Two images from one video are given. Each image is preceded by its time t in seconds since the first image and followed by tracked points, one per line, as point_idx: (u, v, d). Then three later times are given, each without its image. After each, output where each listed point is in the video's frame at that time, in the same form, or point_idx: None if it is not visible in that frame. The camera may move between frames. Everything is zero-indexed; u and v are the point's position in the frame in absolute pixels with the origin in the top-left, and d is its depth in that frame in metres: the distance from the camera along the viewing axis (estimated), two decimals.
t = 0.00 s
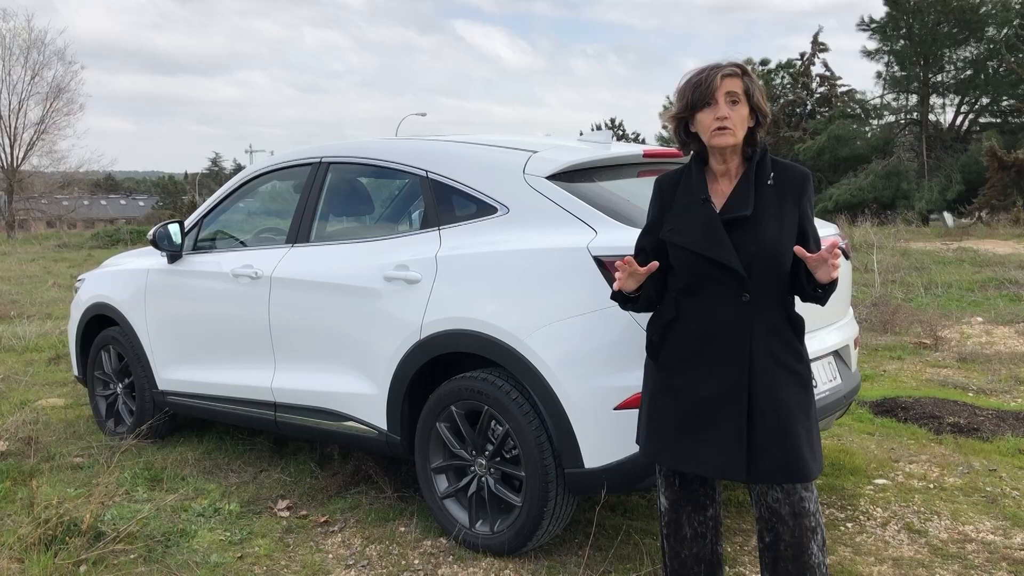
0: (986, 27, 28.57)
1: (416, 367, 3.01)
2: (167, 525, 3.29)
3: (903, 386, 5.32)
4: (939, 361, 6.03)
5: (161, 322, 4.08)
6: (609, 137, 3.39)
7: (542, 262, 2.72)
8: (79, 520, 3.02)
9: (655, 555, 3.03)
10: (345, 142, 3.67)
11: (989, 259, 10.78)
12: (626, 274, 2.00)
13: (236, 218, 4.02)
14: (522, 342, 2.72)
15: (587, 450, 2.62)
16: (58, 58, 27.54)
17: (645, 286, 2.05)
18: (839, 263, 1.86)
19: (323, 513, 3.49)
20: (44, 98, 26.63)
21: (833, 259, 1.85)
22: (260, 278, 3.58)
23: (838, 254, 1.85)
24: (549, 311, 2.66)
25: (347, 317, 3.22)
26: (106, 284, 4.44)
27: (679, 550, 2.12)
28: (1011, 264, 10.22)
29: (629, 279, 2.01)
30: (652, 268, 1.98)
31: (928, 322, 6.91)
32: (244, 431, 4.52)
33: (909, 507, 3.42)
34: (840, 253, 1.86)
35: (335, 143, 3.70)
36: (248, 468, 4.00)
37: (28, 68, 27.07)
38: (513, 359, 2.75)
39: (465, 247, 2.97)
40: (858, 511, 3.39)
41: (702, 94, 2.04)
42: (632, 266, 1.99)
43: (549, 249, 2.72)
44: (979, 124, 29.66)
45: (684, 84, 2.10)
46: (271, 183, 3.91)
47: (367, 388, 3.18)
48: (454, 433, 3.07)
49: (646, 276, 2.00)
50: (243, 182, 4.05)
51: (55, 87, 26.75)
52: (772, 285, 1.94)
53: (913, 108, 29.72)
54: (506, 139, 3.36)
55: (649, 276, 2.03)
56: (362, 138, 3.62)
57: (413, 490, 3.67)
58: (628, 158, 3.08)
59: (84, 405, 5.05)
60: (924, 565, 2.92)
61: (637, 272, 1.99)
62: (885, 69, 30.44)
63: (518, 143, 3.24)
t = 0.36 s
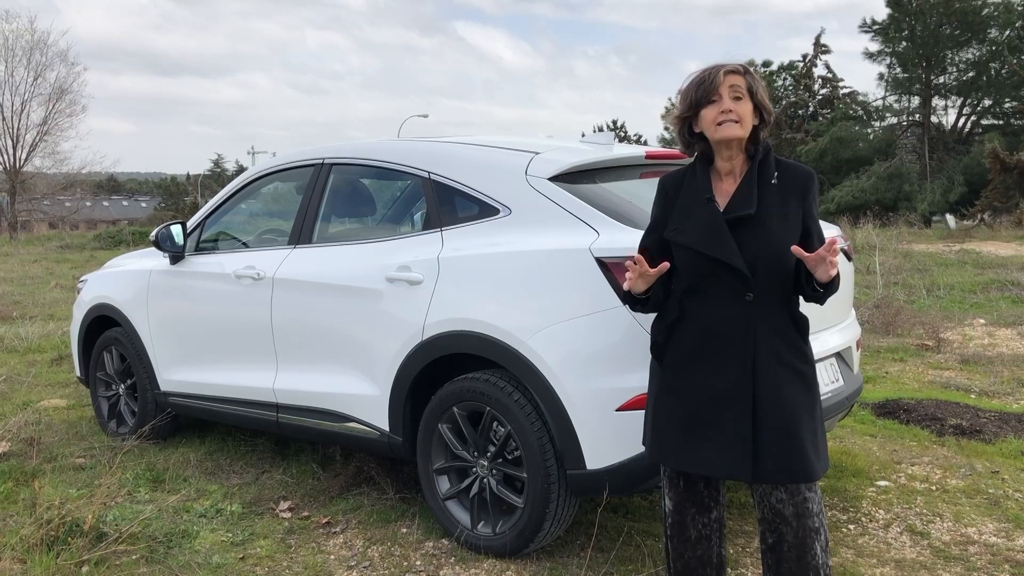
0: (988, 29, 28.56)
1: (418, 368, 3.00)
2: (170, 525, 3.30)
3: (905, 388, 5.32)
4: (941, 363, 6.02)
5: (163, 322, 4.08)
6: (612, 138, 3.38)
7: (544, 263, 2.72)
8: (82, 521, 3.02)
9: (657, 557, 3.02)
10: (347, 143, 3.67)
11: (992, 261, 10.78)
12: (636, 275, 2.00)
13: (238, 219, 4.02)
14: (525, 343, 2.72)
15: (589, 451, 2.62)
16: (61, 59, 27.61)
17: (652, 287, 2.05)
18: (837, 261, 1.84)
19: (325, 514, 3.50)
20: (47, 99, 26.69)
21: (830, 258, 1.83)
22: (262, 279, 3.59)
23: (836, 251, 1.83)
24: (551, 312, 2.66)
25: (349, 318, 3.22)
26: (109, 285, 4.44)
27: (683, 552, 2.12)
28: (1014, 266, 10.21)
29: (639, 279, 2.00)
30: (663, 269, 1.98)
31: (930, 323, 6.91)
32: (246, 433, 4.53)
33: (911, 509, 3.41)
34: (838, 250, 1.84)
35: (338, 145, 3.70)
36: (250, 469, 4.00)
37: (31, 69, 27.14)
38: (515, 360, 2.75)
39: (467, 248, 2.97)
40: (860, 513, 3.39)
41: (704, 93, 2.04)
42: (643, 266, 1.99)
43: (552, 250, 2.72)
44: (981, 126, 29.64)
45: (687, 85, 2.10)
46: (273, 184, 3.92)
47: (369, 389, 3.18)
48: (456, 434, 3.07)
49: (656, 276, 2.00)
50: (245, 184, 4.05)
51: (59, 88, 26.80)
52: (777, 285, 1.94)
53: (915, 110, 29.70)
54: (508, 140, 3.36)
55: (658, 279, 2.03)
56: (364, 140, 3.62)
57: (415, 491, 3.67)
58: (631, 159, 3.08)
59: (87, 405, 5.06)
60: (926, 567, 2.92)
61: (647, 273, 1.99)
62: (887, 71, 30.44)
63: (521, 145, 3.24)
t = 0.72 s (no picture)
0: (989, 29, 28.57)
1: (419, 369, 3.00)
2: (171, 526, 3.30)
3: (906, 389, 5.32)
4: (942, 364, 6.02)
5: (164, 323, 4.08)
6: (613, 138, 3.39)
7: (545, 263, 2.72)
8: (83, 522, 3.02)
9: (658, 557, 3.02)
10: (348, 144, 3.67)
11: (992, 262, 10.78)
12: (638, 255, 2.02)
13: (238, 220, 4.02)
14: (525, 344, 2.72)
15: (591, 452, 2.62)
16: (62, 60, 27.64)
17: (655, 275, 2.06)
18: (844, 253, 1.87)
19: (326, 514, 3.50)
20: (48, 100, 26.71)
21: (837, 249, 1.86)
22: (263, 280, 3.59)
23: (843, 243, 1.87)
24: (552, 313, 2.66)
25: (350, 319, 3.23)
26: (109, 285, 4.45)
27: (684, 553, 2.12)
28: (1015, 267, 10.21)
29: (641, 260, 2.02)
30: (665, 251, 2.00)
31: (931, 324, 6.91)
32: (247, 433, 4.53)
33: (912, 509, 3.41)
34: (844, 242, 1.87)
35: (338, 145, 3.70)
36: (251, 470, 4.00)
37: (32, 70, 27.14)
38: (516, 361, 2.75)
39: (468, 248, 2.97)
40: (861, 514, 3.39)
41: (698, 103, 2.06)
42: (647, 248, 2.01)
43: (552, 250, 2.72)
44: (982, 126, 29.64)
45: (680, 97, 2.12)
46: (273, 185, 3.92)
47: (370, 389, 3.18)
48: (457, 435, 3.06)
49: (658, 261, 2.01)
50: (246, 185, 4.05)
51: (60, 89, 26.82)
52: (782, 286, 1.94)
53: (916, 110, 29.69)
54: (509, 141, 3.36)
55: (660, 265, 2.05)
56: (365, 140, 3.62)
57: (416, 492, 3.67)
58: (631, 159, 3.08)
59: (88, 406, 5.07)
60: (928, 567, 2.92)
61: (649, 253, 2.01)
62: (887, 71, 30.44)
63: (521, 145, 3.24)
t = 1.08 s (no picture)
0: (989, 29, 28.59)
1: (419, 368, 3.00)
2: (171, 526, 3.29)
3: (906, 388, 5.32)
4: (942, 363, 6.02)
5: (163, 323, 4.08)
6: (613, 138, 3.39)
7: (545, 263, 2.72)
8: (83, 522, 3.02)
9: (658, 557, 3.02)
10: (347, 144, 3.67)
11: (992, 261, 10.79)
12: (651, 249, 2.03)
13: (238, 220, 4.02)
14: (525, 343, 2.72)
15: (591, 452, 2.61)
16: (62, 60, 27.64)
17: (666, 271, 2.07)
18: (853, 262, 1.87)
19: (326, 514, 3.49)
20: (48, 100, 26.70)
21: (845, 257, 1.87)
22: (263, 280, 3.58)
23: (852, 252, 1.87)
24: (552, 313, 2.66)
25: (350, 319, 3.22)
26: (109, 286, 4.45)
27: (688, 552, 2.12)
28: (1015, 266, 10.21)
29: (654, 253, 2.04)
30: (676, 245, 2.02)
31: (931, 323, 6.92)
32: (247, 433, 4.53)
33: (913, 509, 3.41)
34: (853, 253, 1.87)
35: (338, 145, 3.70)
36: (251, 470, 4.00)
37: (32, 70, 27.13)
38: (516, 360, 2.75)
39: (468, 248, 2.97)
40: (861, 513, 3.39)
41: (711, 100, 2.07)
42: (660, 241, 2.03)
43: (552, 250, 2.72)
44: (982, 126, 29.64)
45: (694, 94, 2.13)
46: (273, 185, 3.92)
47: (370, 389, 3.18)
48: (457, 435, 3.06)
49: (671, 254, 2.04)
50: (246, 185, 4.05)
51: (60, 89, 26.81)
52: (793, 287, 1.94)
53: (916, 110, 29.69)
54: (508, 140, 3.36)
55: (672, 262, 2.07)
56: (364, 140, 3.62)
57: (416, 491, 3.67)
58: (631, 159, 3.08)
59: (88, 406, 5.06)
60: (928, 567, 2.92)
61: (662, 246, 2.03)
62: (887, 71, 30.45)
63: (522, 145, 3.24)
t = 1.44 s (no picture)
0: (990, 29, 28.58)
1: (419, 368, 3.00)
2: (171, 526, 3.29)
3: (906, 388, 5.31)
4: (943, 362, 6.02)
5: (164, 322, 4.08)
6: (613, 138, 3.38)
7: (546, 262, 2.72)
8: (83, 521, 3.02)
9: (659, 557, 3.02)
10: (348, 143, 3.67)
11: (993, 261, 10.79)
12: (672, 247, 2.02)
13: (238, 220, 4.02)
14: (526, 343, 2.71)
15: (592, 451, 2.61)
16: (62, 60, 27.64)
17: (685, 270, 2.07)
18: (876, 270, 1.84)
19: (326, 514, 3.49)
20: (48, 100, 26.69)
21: (867, 266, 1.84)
22: (264, 279, 3.58)
23: (875, 261, 1.84)
24: (553, 312, 2.66)
25: (350, 318, 3.22)
26: (109, 285, 4.45)
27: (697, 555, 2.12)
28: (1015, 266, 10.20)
29: (675, 251, 2.03)
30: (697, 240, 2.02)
31: (932, 323, 6.92)
32: (247, 433, 4.53)
33: (913, 508, 3.41)
34: (876, 261, 1.84)
35: (338, 144, 3.69)
36: (251, 469, 4.00)
37: (33, 69, 27.12)
38: (517, 360, 2.75)
39: (469, 248, 2.97)
40: (862, 513, 3.39)
41: (738, 92, 2.05)
42: (680, 238, 2.02)
43: (554, 250, 2.72)
44: (983, 126, 29.63)
45: (720, 87, 2.12)
46: (273, 184, 3.91)
47: (371, 389, 3.18)
48: (458, 435, 3.06)
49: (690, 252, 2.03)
50: (246, 185, 4.05)
51: (60, 89, 26.81)
52: (815, 286, 1.93)
53: (916, 109, 29.68)
54: (509, 140, 3.35)
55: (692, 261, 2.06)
56: (365, 140, 3.62)
57: (417, 491, 3.67)
58: (632, 158, 3.08)
59: (88, 406, 5.06)
60: (929, 567, 2.91)
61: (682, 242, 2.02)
62: (888, 70, 30.44)
63: (522, 145, 3.24)
